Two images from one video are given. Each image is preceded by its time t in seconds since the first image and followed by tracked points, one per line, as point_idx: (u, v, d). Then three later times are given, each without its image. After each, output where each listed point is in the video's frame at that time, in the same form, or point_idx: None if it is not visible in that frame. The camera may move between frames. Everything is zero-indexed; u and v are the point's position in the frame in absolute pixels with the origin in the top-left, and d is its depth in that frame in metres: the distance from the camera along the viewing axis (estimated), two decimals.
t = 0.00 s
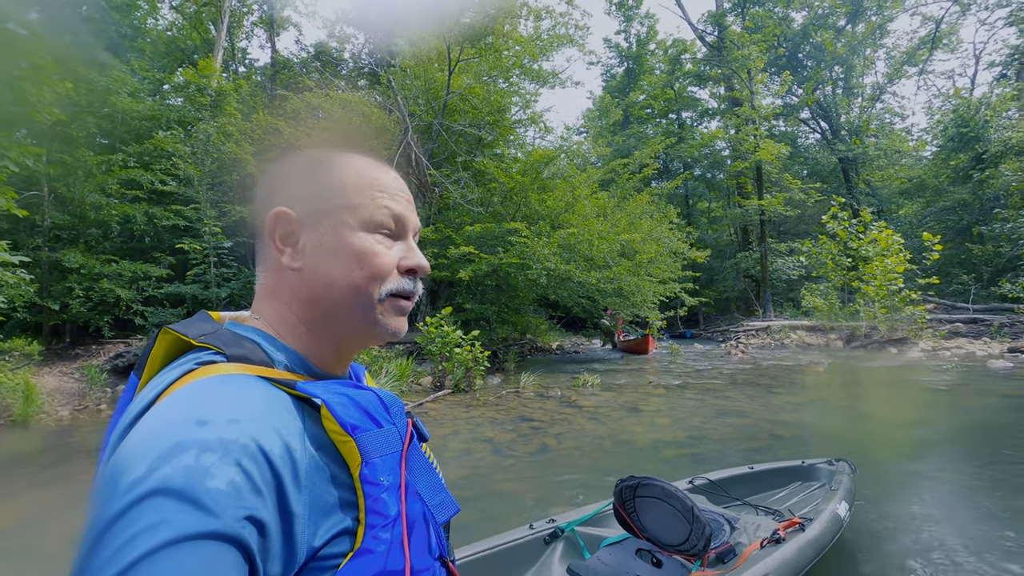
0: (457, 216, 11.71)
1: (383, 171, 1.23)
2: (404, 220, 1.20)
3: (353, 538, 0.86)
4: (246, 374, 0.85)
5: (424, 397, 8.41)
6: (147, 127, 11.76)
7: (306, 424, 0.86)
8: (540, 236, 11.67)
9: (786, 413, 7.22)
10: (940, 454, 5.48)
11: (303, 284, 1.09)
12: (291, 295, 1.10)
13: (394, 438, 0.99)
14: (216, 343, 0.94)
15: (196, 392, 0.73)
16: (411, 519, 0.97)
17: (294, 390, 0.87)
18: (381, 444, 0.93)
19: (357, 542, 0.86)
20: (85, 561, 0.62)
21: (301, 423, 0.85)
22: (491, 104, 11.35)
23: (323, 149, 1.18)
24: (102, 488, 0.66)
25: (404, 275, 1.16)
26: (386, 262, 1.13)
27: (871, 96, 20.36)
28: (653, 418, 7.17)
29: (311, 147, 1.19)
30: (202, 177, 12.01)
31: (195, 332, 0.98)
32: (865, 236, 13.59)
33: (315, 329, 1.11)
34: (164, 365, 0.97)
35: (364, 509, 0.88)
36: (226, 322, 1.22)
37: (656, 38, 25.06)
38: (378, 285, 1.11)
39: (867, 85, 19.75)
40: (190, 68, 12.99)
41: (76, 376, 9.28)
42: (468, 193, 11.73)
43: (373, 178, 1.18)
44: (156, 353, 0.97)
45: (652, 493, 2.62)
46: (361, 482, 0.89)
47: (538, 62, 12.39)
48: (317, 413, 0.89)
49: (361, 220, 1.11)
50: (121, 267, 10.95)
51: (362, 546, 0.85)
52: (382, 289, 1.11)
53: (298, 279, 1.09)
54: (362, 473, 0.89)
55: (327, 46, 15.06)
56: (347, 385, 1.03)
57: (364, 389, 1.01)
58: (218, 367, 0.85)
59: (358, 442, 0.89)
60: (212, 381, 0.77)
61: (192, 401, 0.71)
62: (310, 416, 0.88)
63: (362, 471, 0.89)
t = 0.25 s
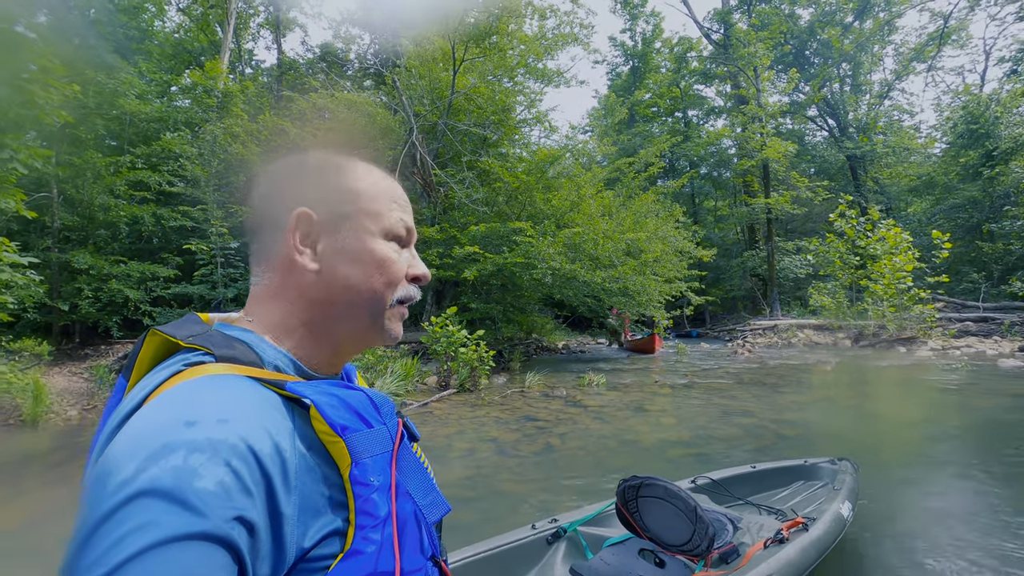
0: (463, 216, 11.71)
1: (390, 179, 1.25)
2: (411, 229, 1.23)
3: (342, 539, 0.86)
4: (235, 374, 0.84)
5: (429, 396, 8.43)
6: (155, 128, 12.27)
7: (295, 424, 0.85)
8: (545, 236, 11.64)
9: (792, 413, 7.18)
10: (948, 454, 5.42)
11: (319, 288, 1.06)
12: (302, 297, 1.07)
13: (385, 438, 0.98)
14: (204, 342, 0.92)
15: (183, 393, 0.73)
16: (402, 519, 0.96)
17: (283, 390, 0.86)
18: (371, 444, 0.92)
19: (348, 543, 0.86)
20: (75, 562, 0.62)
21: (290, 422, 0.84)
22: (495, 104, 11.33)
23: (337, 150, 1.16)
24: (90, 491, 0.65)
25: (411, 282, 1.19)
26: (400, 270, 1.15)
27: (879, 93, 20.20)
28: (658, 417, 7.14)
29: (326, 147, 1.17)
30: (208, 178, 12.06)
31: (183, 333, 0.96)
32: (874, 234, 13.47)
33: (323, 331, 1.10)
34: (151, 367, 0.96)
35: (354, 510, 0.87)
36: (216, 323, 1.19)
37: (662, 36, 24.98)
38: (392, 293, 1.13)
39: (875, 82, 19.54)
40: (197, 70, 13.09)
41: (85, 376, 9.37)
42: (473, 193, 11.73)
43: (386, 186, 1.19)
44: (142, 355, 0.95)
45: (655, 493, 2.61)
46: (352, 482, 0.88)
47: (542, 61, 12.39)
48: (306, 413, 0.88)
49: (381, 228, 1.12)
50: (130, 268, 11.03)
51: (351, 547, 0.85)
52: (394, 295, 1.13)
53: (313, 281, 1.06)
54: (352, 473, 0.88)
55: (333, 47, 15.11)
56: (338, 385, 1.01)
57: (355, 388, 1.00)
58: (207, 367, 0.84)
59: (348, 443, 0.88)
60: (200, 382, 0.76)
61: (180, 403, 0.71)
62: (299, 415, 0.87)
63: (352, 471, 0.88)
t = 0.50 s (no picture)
0: (466, 217, 11.70)
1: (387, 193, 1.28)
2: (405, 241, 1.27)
3: (332, 543, 0.86)
4: (225, 377, 0.83)
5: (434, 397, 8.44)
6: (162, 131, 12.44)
7: (285, 427, 0.84)
8: (549, 236, 11.62)
9: (797, 414, 7.14)
10: (955, 455, 5.37)
11: (328, 292, 1.06)
12: (310, 300, 1.05)
13: (376, 441, 0.97)
14: (193, 346, 0.90)
15: (173, 397, 0.73)
16: (393, 523, 0.96)
17: (272, 393, 0.85)
18: (362, 447, 0.91)
19: (338, 547, 0.85)
20: (60, 567, 0.62)
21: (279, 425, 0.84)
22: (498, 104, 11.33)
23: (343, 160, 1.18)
24: (76, 495, 0.65)
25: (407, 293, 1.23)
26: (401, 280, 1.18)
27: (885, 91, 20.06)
28: (663, 418, 7.12)
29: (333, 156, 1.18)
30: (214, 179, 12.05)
31: (173, 337, 0.95)
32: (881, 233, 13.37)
33: (323, 336, 1.09)
34: (139, 372, 0.95)
35: (344, 514, 0.87)
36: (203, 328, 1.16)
37: (666, 36, 24.92)
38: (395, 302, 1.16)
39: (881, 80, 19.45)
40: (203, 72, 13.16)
41: (92, 377, 9.44)
42: (477, 193, 11.73)
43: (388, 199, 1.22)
44: (131, 360, 0.94)
45: (656, 496, 2.61)
46: (342, 486, 0.87)
47: (546, 61, 12.37)
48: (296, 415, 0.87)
49: (389, 238, 1.15)
50: (136, 269, 11.10)
51: (341, 551, 0.85)
52: (394, 305, 1.16)
53: (322, 285, 1.05)
54: (342, 477, 0.88)
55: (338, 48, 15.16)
56: (328, 387, 1.00)
57: (346, 391, 0.99)
58: (196, 371, 0.83)
59: (338, 445, 0.87)
60: (189, 386, 0.76)
61: (169, 407, 0.71)
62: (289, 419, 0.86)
63: (342, 475, 0.87)
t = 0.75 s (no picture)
0: (470, 217, 11.69)
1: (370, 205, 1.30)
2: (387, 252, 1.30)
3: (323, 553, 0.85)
4: (212, 388, 0.82)
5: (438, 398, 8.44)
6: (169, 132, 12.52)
7: (274, 437, 0.83)
8: (553, 236, 11.58)
9: (803, 415, 7.08)
10: (963, 457, 5.32)
11: (323, 303, 1.06)
12: (306, 311, 1.05)
13: (367, 449, 0.96)
14: (179, 357, 0.88)
15: (156, 410, 0.72)
16: (384, 532, 0.95)
17: (260, 402, 0.84)
18: (351, 456, 0.90)
19: (328, 558, 0.84)
20: None
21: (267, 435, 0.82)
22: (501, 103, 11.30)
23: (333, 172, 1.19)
24: (60, 510, 0.64)
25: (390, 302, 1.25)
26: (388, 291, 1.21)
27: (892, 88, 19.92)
28: (667, 420, 7.09)
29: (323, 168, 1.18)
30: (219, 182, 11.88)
31: (157, 348, 0.93)
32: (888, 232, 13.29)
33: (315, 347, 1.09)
34: (122, 385, 0.93)
35: (334, 524, 0.86)
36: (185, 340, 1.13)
37: (671, 34, 24.85)
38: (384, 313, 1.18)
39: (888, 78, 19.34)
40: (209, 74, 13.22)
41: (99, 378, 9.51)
42: (481, 193, 11.72)
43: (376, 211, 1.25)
44: (114, 372, 0.92)
45: (659, 500, 2.60)
46: (331, 497, 0.86)
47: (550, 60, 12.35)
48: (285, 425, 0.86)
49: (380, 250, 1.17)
50: (142, 270, 11.16)
51: (331, 562, 0.84)
52: (382, 316, 1.19)
53: (319, 296, 1.06)
54: (332, 487, 0.86)
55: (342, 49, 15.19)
56: (317, 394, 0.99)
57: (335, 398, 0.98)
58: (182, 382, 0.82)
59: (326, 455, 0.86)
60: (174, 398, 0.74)
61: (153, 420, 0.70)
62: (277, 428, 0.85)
63: (332, 485, 0.86)
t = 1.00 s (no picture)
0: (474, 217, 11.68)
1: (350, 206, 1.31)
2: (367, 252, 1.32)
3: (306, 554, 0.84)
4: (192, 387, 0.81)
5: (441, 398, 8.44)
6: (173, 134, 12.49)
7: (255, 437, 0.82)
8: (557, 237, 11.56)
9: (807, 416, 7.04)
10: (969, 457, 5.27)
11: (314, 302, 1.07)
12: (296, 309, 1.05)
13: (350, 449, 0.95)
14: (158, 356, 0.86)
15: (136, 409, 0.71)
16: (368, 532, 0.95)
17: (242, 402, 0.83)
18: (334, 455, 0.90)
19: (311, 558, 0.84)
20: None
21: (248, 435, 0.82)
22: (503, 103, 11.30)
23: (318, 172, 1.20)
24: (35, 513, 0.63)
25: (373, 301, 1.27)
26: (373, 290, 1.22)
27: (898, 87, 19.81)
28: (670, 420, 7.06)
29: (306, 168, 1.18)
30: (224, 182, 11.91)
31: (136, 348, 0.91)
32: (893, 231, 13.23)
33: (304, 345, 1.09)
34: (100, 386, 0.91)
35: (316, 524, 0.85)
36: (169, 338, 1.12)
37: (675, 34, 24.81)
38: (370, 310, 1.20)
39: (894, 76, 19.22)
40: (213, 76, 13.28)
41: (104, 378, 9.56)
42: (484, 194, 11.72)
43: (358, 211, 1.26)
44: (89, 374, 0.90)
45: (659, 500, 2.58)
46: (314, 497, 0.86)
47: (553, 61, 12.34)
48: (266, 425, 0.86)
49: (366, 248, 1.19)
50: (148, 271, 11.22)
51: (315, 563, 0.83)
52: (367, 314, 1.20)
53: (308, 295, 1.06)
54: (315, 487, 0.86)
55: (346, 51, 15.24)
56: (300, 394, 0.98)
57: (318, 397, 0.97)
58: (161, 381, 0.80)
59: (309, 455, 0.86)
60: (153, 398, 0.74)
61: (131, 421, 0.69)
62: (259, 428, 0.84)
63: (315, 484, 0.85)
